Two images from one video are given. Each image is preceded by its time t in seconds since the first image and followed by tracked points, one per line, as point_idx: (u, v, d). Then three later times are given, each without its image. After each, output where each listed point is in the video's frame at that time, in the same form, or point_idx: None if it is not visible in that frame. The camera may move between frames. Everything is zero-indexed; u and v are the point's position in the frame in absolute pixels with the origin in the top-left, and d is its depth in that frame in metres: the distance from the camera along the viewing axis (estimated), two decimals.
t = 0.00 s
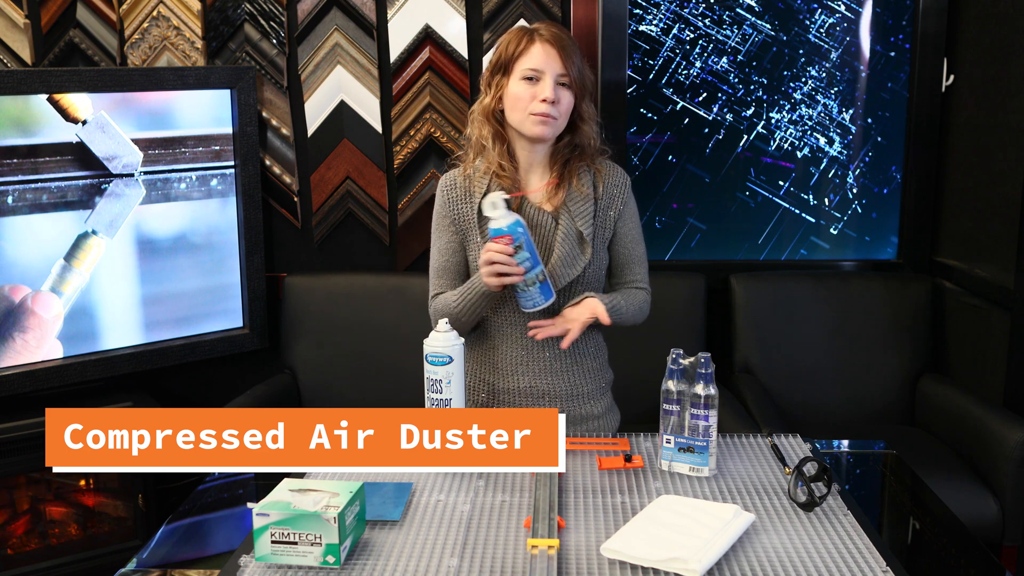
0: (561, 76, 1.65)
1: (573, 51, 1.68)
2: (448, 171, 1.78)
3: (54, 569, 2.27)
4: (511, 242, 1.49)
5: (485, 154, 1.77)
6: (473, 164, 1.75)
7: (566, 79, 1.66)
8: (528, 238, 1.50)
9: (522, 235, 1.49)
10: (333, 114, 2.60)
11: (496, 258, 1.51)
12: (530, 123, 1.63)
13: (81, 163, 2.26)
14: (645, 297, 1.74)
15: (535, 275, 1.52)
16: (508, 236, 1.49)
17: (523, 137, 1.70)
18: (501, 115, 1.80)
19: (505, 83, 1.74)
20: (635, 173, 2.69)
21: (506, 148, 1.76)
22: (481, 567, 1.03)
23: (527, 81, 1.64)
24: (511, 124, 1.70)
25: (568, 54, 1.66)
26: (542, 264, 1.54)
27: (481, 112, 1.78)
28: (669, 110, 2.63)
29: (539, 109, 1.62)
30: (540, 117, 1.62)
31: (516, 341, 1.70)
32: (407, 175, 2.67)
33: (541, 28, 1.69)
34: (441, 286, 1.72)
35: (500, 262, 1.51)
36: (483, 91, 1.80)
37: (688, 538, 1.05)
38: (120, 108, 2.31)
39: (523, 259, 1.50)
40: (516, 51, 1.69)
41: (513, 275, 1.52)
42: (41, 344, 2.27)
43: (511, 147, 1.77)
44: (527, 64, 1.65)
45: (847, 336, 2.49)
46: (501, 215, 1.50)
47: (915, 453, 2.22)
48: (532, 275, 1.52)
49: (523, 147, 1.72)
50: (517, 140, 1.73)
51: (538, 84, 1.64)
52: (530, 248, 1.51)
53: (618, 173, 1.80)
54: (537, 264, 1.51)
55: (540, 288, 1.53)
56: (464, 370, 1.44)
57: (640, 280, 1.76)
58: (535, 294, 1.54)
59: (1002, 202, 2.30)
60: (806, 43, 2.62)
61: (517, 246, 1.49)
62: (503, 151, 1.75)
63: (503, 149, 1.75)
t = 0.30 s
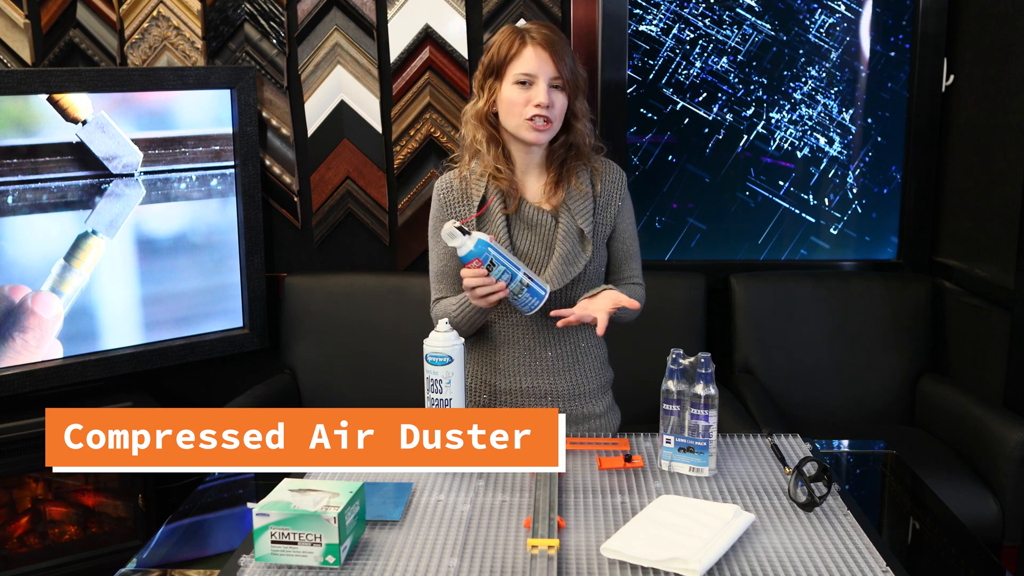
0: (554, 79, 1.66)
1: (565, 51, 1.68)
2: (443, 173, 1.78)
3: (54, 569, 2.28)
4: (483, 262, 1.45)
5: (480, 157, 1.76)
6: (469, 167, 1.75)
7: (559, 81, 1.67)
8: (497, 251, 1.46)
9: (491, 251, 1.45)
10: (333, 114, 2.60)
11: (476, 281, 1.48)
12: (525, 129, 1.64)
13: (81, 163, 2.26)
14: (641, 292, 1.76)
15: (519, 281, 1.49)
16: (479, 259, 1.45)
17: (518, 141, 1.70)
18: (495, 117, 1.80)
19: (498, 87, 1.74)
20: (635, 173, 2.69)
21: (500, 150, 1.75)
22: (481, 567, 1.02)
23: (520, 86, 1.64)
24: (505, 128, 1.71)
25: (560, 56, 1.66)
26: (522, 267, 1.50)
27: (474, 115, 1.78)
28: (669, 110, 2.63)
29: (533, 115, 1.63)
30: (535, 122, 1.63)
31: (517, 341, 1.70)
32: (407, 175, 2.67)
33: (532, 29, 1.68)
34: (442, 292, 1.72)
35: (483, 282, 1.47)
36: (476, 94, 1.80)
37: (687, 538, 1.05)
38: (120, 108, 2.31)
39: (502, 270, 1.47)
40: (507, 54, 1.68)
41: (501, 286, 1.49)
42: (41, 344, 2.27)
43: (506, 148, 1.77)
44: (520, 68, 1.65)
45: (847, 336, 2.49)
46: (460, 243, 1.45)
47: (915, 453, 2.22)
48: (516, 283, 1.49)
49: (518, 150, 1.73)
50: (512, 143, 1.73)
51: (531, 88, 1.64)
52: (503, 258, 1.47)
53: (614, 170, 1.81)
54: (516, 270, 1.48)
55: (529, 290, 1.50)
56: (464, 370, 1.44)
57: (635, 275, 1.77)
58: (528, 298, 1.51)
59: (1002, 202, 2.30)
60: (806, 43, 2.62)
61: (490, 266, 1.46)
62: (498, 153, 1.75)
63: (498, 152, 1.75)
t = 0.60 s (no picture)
0: (552, 79, 1.66)
1: (563, 50, 1.68)
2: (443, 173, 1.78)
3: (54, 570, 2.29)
4: (515, 258, 1.45)
5: (479, 158, 1.76)
6: (467, 167, 1.75)
7: (557, 81, 1.67)
8: (532, 253, 1.45)
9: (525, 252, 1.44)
10: (333, 114, 2.60)
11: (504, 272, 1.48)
12: (523, 129, 1.64)
13: (81, 163, 2.26)
14: (642, 295, 1.75)
15: (544, 289, 1.47)
16: (511, 253, 1.44)
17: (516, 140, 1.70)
18: (493, 117, 1.79)
19: (496, 87, 1.74)
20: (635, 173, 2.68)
21: (499, 150, 1.75)
22: (481, 567, 1.03)
23: (518, 87, 1.64)
24: (504, 128, 1.71)
25: (558, 56, 1.66)
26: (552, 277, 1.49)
27: (472, 116, 1.78)
28: (669, 110, 2.63)
29: (531, 115, 1.63)
30: (533, 122, 1.63)
31: (516, 342, 1.71)
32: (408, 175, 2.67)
33: (530, 28, 1.68)
34: (441, 292, 1.72)
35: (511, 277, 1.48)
36: (474, 95, 1.80)
37: (688, 538, 1.05)
38: (120, 108, 2.31)
39: (530, 273, 1.46)
40: (506, 54, 1.69)
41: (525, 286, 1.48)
42: (41, 344, 2.27)
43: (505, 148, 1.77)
44: (518, 69, 1.65)
45: (847, 335, 2.49)
46: (500, 233, 1.44)
47: (915, 453, 2.22)
48: (541, 289, 1.47)
49: (517, 150, 1.73)
50: (511, 143, 1.73)
51: (530, 89, 1.64)
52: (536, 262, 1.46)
53: (613, 170, 1.80)
54: (545, 277, 1.47)
55: (551, 301, 1.49)
56: (464, 370, 1.44)
57: (636, 277, 1.77)
58: (547, 308, 1.49)
59: (1002, 202, 2.30)
60: (806, 43, 2.62)
61: (521, 263, 1.45)
62: (496, 153, 1.75)
63: (497, 152, 1.75)
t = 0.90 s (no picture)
0: (557, 78, 1.66)
1: (567, 48, 1.68)
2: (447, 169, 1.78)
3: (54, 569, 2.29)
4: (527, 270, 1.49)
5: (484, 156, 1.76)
6: (472, 166, 1.75)
7: (561, 80, 1.67)
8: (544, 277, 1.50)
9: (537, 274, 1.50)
10: (333, 114, 2.59)
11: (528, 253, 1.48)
12: (530, 130, 1.65)
13: (81, 163, 2.27)
14: (642, 299, 1.79)
15: (541, 311, 1.53)
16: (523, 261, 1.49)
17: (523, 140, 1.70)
18: (497, 118, 1.79)
19: (501, 87, 1.74)
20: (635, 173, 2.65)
21: (504, 150, 1.75)
22: (482, 567, 1.02)
23: (524, 87, 1.64)
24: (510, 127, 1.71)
25: (562, 55, 1.66)
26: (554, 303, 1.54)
27: (477, 117, 1.77)
28: (669, 110, 2.60)
29: (538, 116, 1.63)
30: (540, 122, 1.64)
31: (515, 341, 1.70)
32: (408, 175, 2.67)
33: (532, 27, 1.68)
34: (437, 287, 1.73)
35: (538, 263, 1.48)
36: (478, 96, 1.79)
37: (688, 538, 1.05)
38: (120, 108, 2.31)
39: (532, 293, 1.52)
40: (509, 54, 1.68)
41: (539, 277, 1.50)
42: (41, 344, 2.27)
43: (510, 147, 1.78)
44: (522, 69, 1.65)
45: (847, 335, 2.49)
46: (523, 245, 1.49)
47: (915, 453, 2.22)
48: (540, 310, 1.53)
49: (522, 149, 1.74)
50: (517, 142, 1.73)
51: (535, 89, 1.64)
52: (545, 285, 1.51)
53: (616, 173, 1.82)
54: (546, 301, 1.52)
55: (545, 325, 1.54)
56: (464, 369, 1.44)
57: (637, 280, 1.80)
58: (539, 327, 1.55)
59: (1002, 202, 2.29)
60: (806, 43, 2.59)
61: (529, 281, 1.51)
62: (501, 153, 1.75)
63: (502, 151, 1.75)
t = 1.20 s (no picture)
0: (558, 79, 1.66)
1: (569, 50, 1.68)
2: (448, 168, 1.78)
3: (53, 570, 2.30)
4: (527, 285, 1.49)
5: (484, 155, 1.77)
6: (473, 165, 1.75)
7: (562, 81, 1.67)
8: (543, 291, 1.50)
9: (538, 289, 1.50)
10: (333, 114, 2.59)
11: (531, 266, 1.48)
12: (529, 129, 1.65)
13: (81, 162, 2.27)
14: (643, 297, 1.80)
15: (541, 321, 1.54)
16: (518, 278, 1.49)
17: (523, 140, 1.71)
18: (499, 116, 1.79)
19: (502, 86, 1.74)
20: (635, 173, 2.61)
21: (505, 148, 1.75)
22: (482, 567, 1.03)
23: (524, 87, 1.65)
24: (510, 127, 1.71)
25: (564, 56, 1.66)
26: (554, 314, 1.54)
27: (478, 115, 1.78)
28: (669, 110, 2.57)
29: (538, 116, 1.63)
30: (539, 122, 1.64)
31: (517, 339, 1.70)
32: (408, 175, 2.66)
33: (535, 28, 1.68)
34: (436, 286, 1.73)
35: (540, 279, 1.47)
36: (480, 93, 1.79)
37: (688, 538, 1.05)
38: (120, 108, 2.32)
39: (532, 306, 1.52)
40: (511, 54, 1.69)
41: (539, 291, 1.49)
42: (41, 344, 2.27)
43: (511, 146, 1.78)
44: (523, 69, 1.65)
45: (848, 335, 2.49)
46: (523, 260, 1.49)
47: (915, 453, 2.22)
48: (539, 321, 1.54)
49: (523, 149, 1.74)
50: (517, 142, 1.73)
51: (535, 89, 1.64)
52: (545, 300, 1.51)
53: (615, 174, 1.83)
54: (547, 312, 1.52)
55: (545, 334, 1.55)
56: (464, 369, 1.44)
57: (637, 278, 1.81)
58: (540, 336, 1.56)
59: (1002, 202, 2.29)
60: (806, 43, 2.56)
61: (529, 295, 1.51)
62: (502, 152, 1.75)
63: (503, 151, 1.75)
